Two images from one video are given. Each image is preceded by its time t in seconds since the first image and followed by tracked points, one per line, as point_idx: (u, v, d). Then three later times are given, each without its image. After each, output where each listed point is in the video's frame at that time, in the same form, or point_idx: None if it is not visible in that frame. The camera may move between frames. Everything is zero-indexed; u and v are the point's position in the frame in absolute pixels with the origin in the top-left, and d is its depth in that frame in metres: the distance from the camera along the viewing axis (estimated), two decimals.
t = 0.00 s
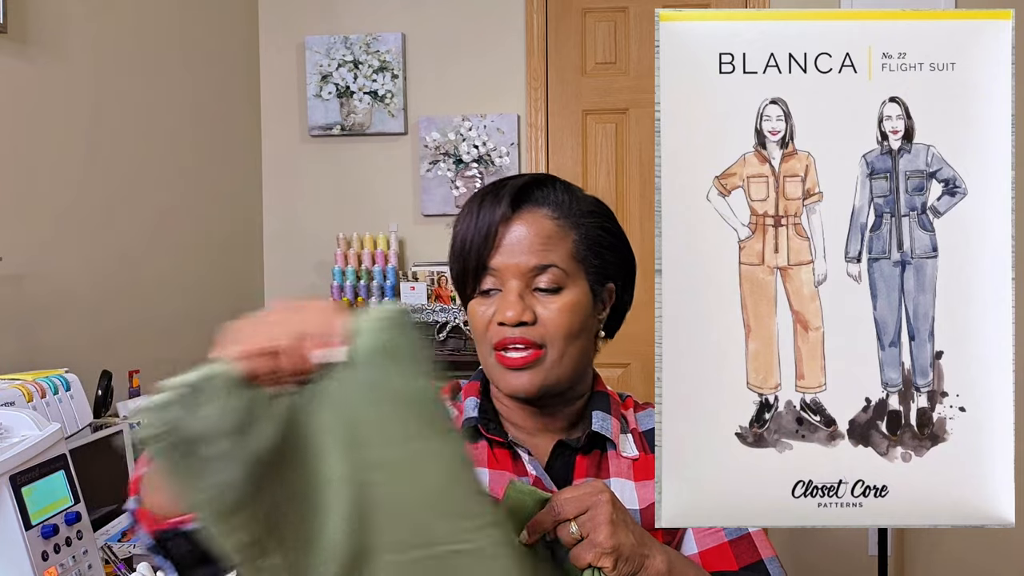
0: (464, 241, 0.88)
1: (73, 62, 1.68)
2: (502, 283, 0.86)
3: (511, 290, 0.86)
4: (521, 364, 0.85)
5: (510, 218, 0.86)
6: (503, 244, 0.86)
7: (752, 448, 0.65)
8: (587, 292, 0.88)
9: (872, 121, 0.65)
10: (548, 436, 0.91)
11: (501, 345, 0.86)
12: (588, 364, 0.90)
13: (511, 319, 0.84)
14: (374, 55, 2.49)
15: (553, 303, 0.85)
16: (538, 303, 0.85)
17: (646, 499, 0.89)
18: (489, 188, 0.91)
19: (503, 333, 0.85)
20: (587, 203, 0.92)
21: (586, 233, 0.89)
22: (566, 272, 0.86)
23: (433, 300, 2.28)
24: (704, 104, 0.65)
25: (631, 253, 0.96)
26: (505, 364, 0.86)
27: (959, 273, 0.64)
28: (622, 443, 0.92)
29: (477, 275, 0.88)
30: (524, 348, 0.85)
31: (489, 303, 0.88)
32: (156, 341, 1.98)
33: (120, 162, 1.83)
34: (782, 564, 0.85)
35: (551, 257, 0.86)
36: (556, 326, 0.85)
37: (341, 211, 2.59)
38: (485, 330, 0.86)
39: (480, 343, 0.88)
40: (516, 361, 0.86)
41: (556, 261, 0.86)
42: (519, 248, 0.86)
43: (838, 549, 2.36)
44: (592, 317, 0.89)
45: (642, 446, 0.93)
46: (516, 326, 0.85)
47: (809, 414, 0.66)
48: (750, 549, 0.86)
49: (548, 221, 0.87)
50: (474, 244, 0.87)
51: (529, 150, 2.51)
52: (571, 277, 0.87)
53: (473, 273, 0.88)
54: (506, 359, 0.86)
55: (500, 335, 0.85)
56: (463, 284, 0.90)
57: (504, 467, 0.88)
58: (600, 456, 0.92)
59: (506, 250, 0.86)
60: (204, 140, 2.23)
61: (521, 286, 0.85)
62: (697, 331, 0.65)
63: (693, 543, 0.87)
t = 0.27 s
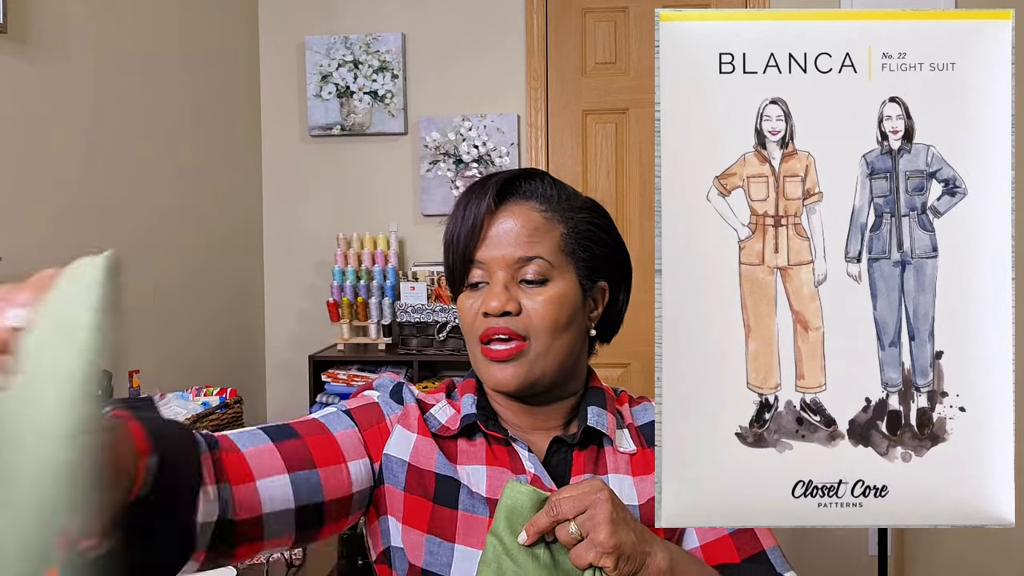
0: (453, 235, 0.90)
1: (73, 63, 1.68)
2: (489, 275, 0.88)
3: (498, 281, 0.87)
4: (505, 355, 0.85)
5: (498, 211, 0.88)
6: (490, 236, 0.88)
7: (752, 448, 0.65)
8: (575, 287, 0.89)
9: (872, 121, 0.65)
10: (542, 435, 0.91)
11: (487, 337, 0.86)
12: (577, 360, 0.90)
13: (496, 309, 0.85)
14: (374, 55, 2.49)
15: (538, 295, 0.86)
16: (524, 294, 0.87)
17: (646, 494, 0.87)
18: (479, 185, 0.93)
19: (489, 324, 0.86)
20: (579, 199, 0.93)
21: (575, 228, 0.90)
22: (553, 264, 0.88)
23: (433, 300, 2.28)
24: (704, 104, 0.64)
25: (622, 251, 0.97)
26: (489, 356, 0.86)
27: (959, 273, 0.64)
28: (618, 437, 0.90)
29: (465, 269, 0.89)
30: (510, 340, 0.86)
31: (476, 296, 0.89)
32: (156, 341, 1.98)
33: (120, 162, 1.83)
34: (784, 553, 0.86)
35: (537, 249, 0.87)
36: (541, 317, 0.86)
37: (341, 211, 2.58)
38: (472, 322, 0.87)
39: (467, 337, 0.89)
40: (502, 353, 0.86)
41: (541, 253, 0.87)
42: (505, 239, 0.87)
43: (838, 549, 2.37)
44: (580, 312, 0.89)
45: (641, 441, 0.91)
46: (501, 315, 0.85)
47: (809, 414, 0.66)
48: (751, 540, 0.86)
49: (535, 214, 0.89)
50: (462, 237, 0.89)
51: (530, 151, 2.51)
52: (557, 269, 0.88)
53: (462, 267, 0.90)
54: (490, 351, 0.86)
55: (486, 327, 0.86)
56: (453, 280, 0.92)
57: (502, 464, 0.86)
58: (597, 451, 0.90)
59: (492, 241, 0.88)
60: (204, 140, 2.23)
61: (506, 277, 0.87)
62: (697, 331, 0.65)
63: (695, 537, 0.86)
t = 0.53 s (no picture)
0: (456, 234, 0.91)
1: (73, 63, 1.68)
2: (492, 274, 0.88)
3: (500, 280, 0.87)
4: (507, 354, 0.85)
5: (501, 210, 0.89)
6: (492, 235, 0.88)
7: (752, 448, 0.65)
8: (579, 286, 0.89)
9: (872, 121, 0.65)
10: (544, 438, 0.91)
11: (489, 336, 0.86)
12: (581, 360, 0.90)
13: (498, 307, 0.85)
14: (374, 55, 2.49)
15: (541, 293, 0.86)
16: (527, 292, 0.86)
17: (648, 498, 0.87)
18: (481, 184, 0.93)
19: (491, 322, 0.86)
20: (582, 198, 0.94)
21: (579, 227, 0.90)
22: (556, 263, 0.88)
23: (433, 300, 2.28)
24: (704, 104, 0.64)
25: (627, 248, 0.97)
26: (491, 355, 0.86)
27: (959, 273, 0.64)
28: (621, 439, 0.90)
29: (468, 268, 0.90)
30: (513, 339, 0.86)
31: (479, 295, 0.89)
32: (156, 341, 1.98)
33: (120, 162, 1.83)
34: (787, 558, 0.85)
35: (541, 247, 0.87)
36: (544, 316, 0.85)
37: (341, 211, 2.58)
38: (475, 321, 0.87)
39: (470, 336, 0.89)
40: (505, 352, 0.85)
41: (544, 252, 0.87)
42: (507, 238, 0.87)
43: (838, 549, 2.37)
44: (584, 311, 0.89)
45: (642, 443, 0.92)
46: (504, 314, 0.85)
47: (809, 415, 0.66)
48: (755, 544, 0.86)
49: (538, 213, 0.89)
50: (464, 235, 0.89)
51: (530, 150, 2.51)
52: (560, 267, 0.88)
53: (465, 266, 0.90)
54: (493, 350, 0.86)
55: (489, 326, 0.86)
56: (457, 279, 0.92)
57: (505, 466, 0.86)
58: (600, 453, 0.91)
59: (495, 240, 0.88)
60: (205, 140, 2.23)
61: (509, 276, 0.87)
62: (697, 331, 0.65)
63: (698, 540, 0.86)
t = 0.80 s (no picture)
0: (457, 242, 0.90)
1: (73, 63, 1.68)
2: (494, 282, 0.88)
3: (502, 288, 0.87)
4: (512, 362, 0.85)
5: (501, 217, 0.88)
6: (494, 243, 0.88)
7: (752, 448, 0.65)
8: (581, 290, 0.89)
9: (872, 121, 0.65)
10: (549, 440, 0.92)
11: (493, 345, 0.86)
12: (585, 363, 0.90)
13: (501, 316, 0.84)
14: (374, 55, 2.49)
15: (544, 300, 0.86)
16: (529, 300, 0.86)
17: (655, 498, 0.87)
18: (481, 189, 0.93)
19: (495, 332, 0.86)
20: (582, 199, 0.93)
21: (580, 230, 0.90)
22: (558, 269, 0.87)
23: (433, 300, 2.28)
24: (704, 104, 0.64)
25: (627, 247, 0.97)
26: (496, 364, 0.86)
27: (959, 273, 0.64)
28: (627, 440, 0.91)
29: (470, 276, 0.90)
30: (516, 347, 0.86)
31: (482, 303, 0.89)
32: (155, 341, 1.98)
33: (119, 162, 1.83)
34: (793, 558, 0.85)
35: (542, 254, 0.87)
36: (547, 323, 0.85)
37: (341, 211, 2.58)
38: (479, 330, 0.87)
39: (474, 345, 0.89)
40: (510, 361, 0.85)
41: (546, 258, 0.87)
42: (509, 246, 0.87)
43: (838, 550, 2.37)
44: (587, 315, 0.89)
45: (647, 443, 0.93)
46: (507, 324, 0.85)
47: (809, 414, 0.66)
48: (760, 544, 0.86)
49: (539, 219, 0.88)
50: (466, 244, 0.89)
51: (529, 150, 2.51)
52: (562, 274, 0.88)
53: (468, 275, 0.90)
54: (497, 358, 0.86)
55: (493, 335, 0.86)
56: (459, 287, 0.92)
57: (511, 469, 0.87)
58: (606, 455, 0.91)
59: (496, 249, 0.88)
60: (205, 140, 2.23)
61: (511, 284, 0.87)
62: (696, 331, 0.65)
63: (703, 540, 0.87)
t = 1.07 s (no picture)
0: (457, 245, 0.90)
1: (74, 63, 1.68)
2: (494, 284, 0.88)
3: (503, 290, 0.87)
4: (513, 364, 0.85)
5: (501, 220, 0.88)
6: (494, 245, 0.88)
7: (752, 448, 0.65)
8: (581, 291, 0.89)
9: (872, 121, 0.65)
10: (550, 439, 0.92)
11: (495, 347, 0.86)
12: (585, 363, 0.90)
13: (502, 318, 0.84)
14: (374, 55, 2.50)
15: (544, 302, 0.86)
16: (530, 302, 0.86)
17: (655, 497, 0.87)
18: (480, 191, 0.93)
19: (496, 334, 0.86)
20: (581, 199, 0.93)
21: (578, 231, 0.90)
22: (558, 271, 0.87)
23: (433, 300, 2.28)
24: (704, 104, 0.64)
25: (626, 247, 0.97)
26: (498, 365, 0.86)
27: (959, 273, 0.64)
28: (627, 440, 0.91)
29: (471, 279, 0.90)
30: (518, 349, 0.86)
31: (482, 305, 0.88)
32: (155, 340, 1.98)
33: (120, 162, 1.83)
34: (789, 555, 0.85)
35: (542, 256, 0.87)
36: (548, 324, 0.85)
37: (341, 211, 2.59)
38: (480, 333, 0.87)
39: (475, 347, 0.89)
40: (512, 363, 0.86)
41: (546, 260, 0.87)
42: (509, 248, 0.87)
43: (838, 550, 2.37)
44: (587, 316, 0.89)
45: (648, 442, 0.92)
46: (508, 326, 0.85)
47: (809, 414, 0.66)
48: (758, 543, 0.86)
49: (538, 221, 0.88)
50: (466, 247, 0.89)
51: (529, 150, 2.51)
52: (562, 275, 0.88)
53: (468, 277, 0.90)
54: (499, 360, 0.86)
55: (494, 337, 0.86)
56: (459, 290, 0.92)
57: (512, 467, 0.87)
58: (606, 453, 0.91)
59: (497, 251, 0.88)
60: (205, 140, 2.23)
61: (512, 286, 0.87)
62: (697, 331, 0.65)
63: (702, 538, 0.87)
